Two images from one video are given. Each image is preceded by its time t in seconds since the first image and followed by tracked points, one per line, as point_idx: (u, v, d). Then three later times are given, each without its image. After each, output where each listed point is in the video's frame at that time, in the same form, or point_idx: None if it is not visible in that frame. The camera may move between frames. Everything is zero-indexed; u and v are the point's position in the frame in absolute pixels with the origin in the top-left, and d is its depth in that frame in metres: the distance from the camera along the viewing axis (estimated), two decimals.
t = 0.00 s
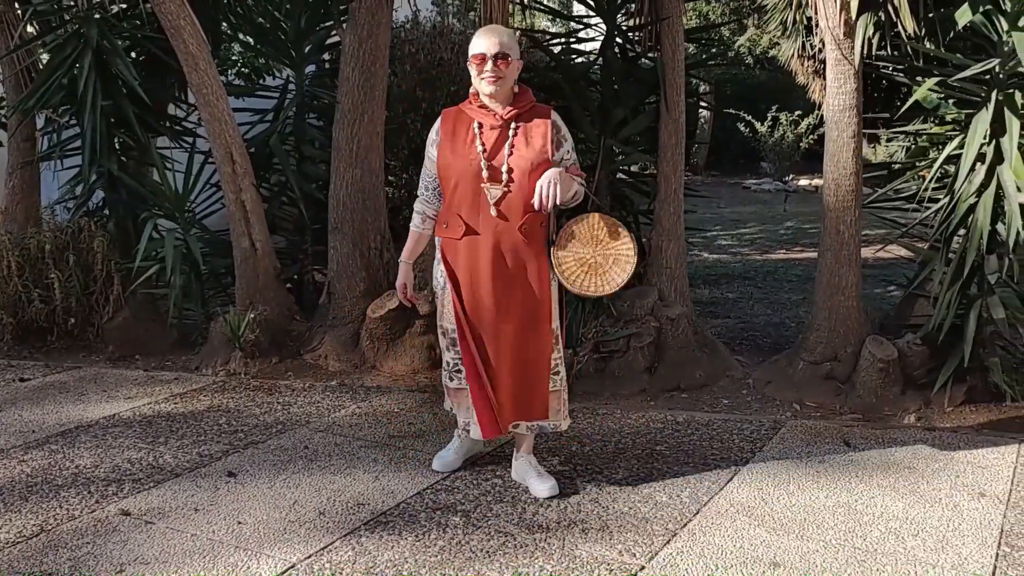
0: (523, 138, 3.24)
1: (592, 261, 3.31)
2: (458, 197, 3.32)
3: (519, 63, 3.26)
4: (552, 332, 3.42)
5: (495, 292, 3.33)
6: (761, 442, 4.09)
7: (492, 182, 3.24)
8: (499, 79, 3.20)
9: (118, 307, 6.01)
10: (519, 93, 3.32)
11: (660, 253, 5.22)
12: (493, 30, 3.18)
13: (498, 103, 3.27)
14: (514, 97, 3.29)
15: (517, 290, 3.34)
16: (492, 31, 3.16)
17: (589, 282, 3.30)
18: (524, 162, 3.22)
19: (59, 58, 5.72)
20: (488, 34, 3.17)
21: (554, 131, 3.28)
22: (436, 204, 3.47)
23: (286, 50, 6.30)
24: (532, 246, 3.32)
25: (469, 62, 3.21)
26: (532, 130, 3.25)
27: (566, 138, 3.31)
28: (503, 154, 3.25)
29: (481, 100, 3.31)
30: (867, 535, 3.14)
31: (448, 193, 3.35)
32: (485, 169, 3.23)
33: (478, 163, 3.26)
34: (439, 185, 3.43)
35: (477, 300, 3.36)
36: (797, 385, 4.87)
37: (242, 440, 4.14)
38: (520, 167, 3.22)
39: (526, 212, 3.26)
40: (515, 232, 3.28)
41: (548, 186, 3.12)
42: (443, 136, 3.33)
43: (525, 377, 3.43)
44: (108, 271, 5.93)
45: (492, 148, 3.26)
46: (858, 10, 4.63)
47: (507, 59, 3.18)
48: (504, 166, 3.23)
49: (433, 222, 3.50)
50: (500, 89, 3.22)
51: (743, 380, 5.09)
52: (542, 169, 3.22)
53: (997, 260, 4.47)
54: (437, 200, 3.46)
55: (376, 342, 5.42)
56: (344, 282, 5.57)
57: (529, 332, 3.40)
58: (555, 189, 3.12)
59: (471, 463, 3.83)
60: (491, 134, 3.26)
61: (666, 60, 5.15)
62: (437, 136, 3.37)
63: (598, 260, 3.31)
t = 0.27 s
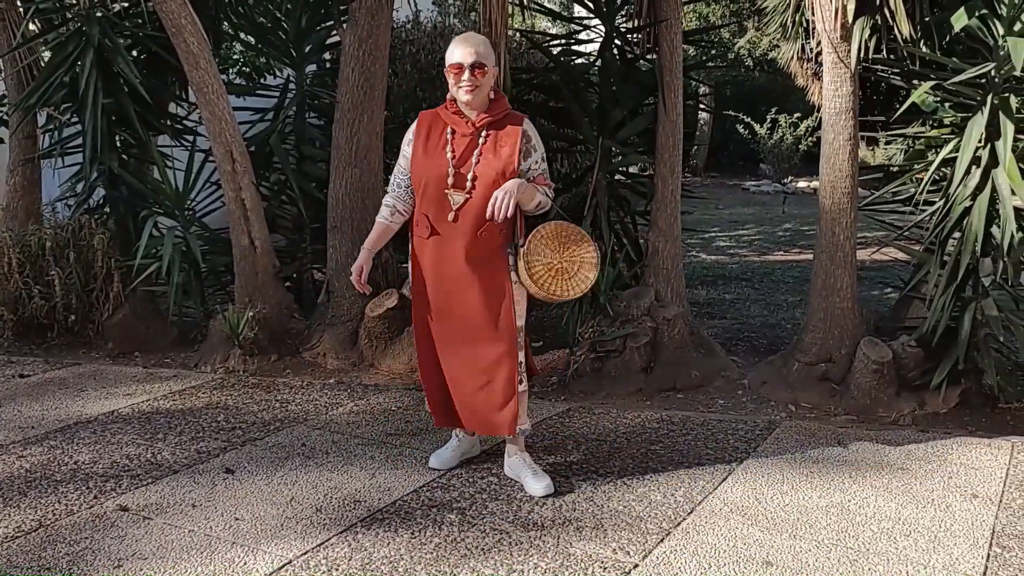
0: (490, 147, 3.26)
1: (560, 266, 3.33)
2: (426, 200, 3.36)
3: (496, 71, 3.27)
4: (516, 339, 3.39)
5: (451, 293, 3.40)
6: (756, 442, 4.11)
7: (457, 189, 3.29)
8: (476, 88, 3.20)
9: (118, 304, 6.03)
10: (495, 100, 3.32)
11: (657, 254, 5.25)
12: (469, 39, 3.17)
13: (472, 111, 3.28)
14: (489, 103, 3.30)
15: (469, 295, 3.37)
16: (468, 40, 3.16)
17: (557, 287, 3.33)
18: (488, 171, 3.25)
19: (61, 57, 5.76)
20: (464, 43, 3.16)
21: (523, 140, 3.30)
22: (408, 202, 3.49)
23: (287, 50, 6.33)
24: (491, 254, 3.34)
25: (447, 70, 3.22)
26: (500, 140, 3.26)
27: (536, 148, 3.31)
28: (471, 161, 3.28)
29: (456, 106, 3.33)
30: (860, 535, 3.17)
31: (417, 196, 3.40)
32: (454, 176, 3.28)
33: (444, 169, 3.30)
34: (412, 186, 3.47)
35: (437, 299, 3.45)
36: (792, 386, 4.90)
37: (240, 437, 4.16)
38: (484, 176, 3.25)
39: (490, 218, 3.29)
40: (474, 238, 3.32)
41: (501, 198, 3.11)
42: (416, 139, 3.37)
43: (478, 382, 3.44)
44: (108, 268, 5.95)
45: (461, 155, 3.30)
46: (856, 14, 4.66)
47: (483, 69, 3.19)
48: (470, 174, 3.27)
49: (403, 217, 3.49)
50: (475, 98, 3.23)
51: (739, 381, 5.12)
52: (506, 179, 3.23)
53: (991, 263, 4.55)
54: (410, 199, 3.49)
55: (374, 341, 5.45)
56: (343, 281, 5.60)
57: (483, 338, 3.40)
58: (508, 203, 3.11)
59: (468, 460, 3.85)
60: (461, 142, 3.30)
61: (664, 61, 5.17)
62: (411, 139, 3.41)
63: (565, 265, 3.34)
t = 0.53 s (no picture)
0: (481, 148, 3.26)
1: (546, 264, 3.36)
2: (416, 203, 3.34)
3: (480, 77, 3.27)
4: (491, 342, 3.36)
5: (441, 295, 3.35)
6: (754, 444, 4.13)
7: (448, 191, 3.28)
8: (463, 95, 3.21)
9: (118, 301, 6.04)
10: (481, 102, 3.33)
11: (657, 255, 5.26)
12: (455, 46, 3.15)
13: (460, 115, 3.28)
14: (476, 106, 3.30)
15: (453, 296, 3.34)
16: (455, 47, 3.15)
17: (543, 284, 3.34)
18: (480, 172, 3.24)
19: (63, 54, 5.77)
20: (450, 51, 3.15)
21: (511, 142, 3.30)
22: (399, 206, 3.45)
23: (288, 49, 6.34)
24: (478, 256, 3.31)
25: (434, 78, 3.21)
26: (490, 141, 3.27)
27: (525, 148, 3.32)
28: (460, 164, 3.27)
29: (443, 111, 3.32)
30: (856, 537, 3.18)
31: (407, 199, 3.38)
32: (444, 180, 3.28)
33: (436, 172, 3.28)
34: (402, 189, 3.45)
35: (425, 302, 3.40)
36: (790, 388, 4.91)
37: (239, 435, 4.17)
38: (477, 177, 3.25)
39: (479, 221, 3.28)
40: (464, 239, 3.30)
41: (496, 199, 3.12)
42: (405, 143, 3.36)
43: (462, 387, 3.38)
44: (108, 266, 5.96)
45: (451, 158, 3.29)
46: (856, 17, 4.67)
47: (471, 76, 3.20)
48: (461, 175, 3.26)
49: (394, 223, 3.45)
50: (463, 105, 3.24)
51: (737, 383, 5.13)
52: (497, 181, 3.24)
53: (990, 267, 4.58)
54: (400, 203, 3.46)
55: (373, 340, 5.49)
56: (343, 280, 5.61)
57: (469, 341, 3.35)
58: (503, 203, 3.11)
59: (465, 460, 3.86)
60: (451, 145, 3.29)
61: (664, 63, 5.18)
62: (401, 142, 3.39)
63: (551, 263, 3.37)
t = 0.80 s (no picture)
0: (477, 146, 3.24)
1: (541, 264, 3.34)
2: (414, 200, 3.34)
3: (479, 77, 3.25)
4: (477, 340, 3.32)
5: (434, 293, 3.34)
6: (754, 444, 4.13)
7: (445, 187, 3.26)
8: (462, 97, 3.19)
9: (120, 299, 6.05)
10: (480, 101, 3.31)
11: (658, 256, 5.27)
12: (453, 48, 3.12)
13: (458, 115, 3.27)
14: (475, 106, 3.29)
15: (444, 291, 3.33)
16: (452, 49, 3.12)
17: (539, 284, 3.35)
18: (475, 170, 3.23)
19: (66, 52, 5.78)
20: (448, 53, 3.12)
21: (510, 140, 3.27)
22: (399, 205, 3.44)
23: (291, 47, 6.34)
24: (472, 252, 3.29)
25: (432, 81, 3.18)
26: (487, 138, 3.24)
27: (524, 145, 3.29)
28: (457, 161, 3.25)
29: (442, 111, 3.31)
30: (858, 538, 3.19)
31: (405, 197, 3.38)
32: (442, 179, 3.26)
33: (432, 170, 3.27)
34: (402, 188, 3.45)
35: (420, 299, 3.40)
36: (792, 389, 4.92)
37: (241, 433, 4.18)
38: (473, 175, 3.23)
39: (475, 217, 3.25)
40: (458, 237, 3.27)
41: (497, 195, 3.08)
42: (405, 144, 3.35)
43: (452, 384, 3.36)
44: (110, 263, 5.96)
45: (448, 157, 3.27)
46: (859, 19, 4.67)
47: (469, 78, 3.17)
48: (457, 173, 3.24)
49: (393, 222, 3.47)
50: (461, 106, 3.22)
51: (738, 383, 5.14)
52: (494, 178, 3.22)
53: (991, 269, 4.59)
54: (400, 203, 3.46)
55: (375, 339, 5.50)
56: (345, 279, 5.61)
57: (459, 337, 3.33)
58: (503, 200, 3.07)
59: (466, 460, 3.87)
60: (448, 144, 3.27)
61: (667, 64, 5.18)
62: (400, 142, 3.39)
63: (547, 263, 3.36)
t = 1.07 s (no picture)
0: (478, 148, 3.23)
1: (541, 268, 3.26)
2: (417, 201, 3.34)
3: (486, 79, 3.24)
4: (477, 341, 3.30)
5: (433, 293, 3.34)
6: (760, 445, 4.14)
7: (445, 188, 3.25)
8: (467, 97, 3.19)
9: (124, 298, 6.05)
10: (486, 103, 3.30)
11: (663, 256, 5.27)
12: (459, 48, 3.13)
13: (463, 115, 3.27)
14: (480, 107, 3.28)
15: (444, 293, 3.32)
16: (458, 49, 3.12)
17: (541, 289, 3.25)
18: (475, 171, 3.22)
19: (71, 51, 5.78)
20: (454, 54, 3.13)
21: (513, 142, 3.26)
22: (404, 204, 3.46)
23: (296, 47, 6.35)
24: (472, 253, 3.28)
25: (438, 82, 3.19)
26: (489, 140, 3.23)
27: (527, 148, 3.27)
28: (458, 162, 3.24)
29: (448, 111, 3.31)
30: (864, 539, 3.19)
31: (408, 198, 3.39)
32: (443, 179, 3.25)
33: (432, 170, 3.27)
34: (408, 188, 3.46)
35: (419, 298, 3.40)
36: (796, 390, 4.92)
37: (247, 432, 4.19)
38: (471, 176, 3.22)
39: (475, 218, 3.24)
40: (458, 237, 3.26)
41: (493, 197, 3.06)
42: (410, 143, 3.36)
43: (452, 386, 3.34)
44: (115, 262, 5.96)
45: (450, 158, 3.27)
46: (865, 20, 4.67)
47: (475, 78, 3.16)
48: (457, 174, 3.23)
49: (398, 221, 3.48)
50: (466, 106, 3.22)
51: (742, 384, 5.14)
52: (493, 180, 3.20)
53: (997, 270, 4.55)
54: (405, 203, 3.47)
55: (379, 339, 5.50)
56: (349, 279, 5.62)
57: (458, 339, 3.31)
58: (496, 203, 3.05)
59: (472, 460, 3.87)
60: (450, 144, 3.27)
61: (672, 65, 5.19)
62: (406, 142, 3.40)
63: (548, 267, 3.26)
